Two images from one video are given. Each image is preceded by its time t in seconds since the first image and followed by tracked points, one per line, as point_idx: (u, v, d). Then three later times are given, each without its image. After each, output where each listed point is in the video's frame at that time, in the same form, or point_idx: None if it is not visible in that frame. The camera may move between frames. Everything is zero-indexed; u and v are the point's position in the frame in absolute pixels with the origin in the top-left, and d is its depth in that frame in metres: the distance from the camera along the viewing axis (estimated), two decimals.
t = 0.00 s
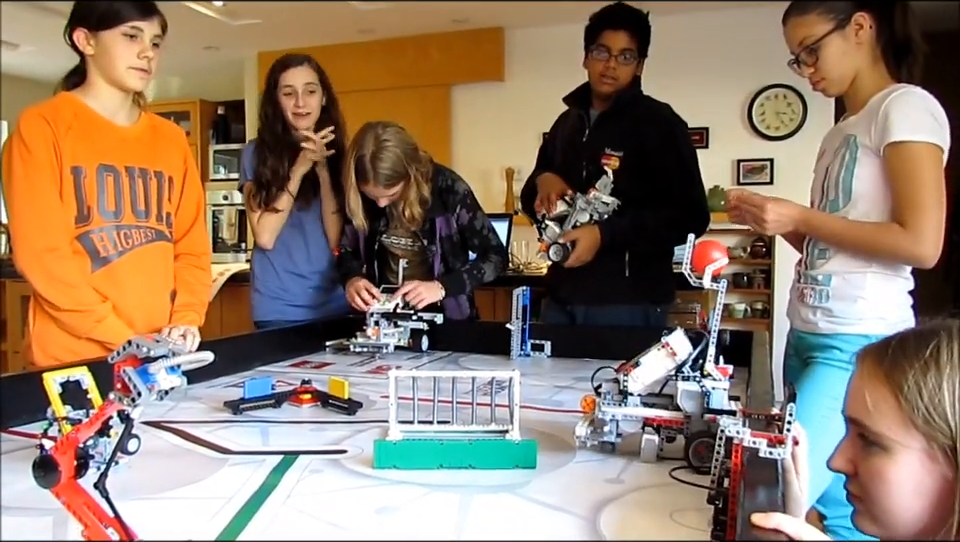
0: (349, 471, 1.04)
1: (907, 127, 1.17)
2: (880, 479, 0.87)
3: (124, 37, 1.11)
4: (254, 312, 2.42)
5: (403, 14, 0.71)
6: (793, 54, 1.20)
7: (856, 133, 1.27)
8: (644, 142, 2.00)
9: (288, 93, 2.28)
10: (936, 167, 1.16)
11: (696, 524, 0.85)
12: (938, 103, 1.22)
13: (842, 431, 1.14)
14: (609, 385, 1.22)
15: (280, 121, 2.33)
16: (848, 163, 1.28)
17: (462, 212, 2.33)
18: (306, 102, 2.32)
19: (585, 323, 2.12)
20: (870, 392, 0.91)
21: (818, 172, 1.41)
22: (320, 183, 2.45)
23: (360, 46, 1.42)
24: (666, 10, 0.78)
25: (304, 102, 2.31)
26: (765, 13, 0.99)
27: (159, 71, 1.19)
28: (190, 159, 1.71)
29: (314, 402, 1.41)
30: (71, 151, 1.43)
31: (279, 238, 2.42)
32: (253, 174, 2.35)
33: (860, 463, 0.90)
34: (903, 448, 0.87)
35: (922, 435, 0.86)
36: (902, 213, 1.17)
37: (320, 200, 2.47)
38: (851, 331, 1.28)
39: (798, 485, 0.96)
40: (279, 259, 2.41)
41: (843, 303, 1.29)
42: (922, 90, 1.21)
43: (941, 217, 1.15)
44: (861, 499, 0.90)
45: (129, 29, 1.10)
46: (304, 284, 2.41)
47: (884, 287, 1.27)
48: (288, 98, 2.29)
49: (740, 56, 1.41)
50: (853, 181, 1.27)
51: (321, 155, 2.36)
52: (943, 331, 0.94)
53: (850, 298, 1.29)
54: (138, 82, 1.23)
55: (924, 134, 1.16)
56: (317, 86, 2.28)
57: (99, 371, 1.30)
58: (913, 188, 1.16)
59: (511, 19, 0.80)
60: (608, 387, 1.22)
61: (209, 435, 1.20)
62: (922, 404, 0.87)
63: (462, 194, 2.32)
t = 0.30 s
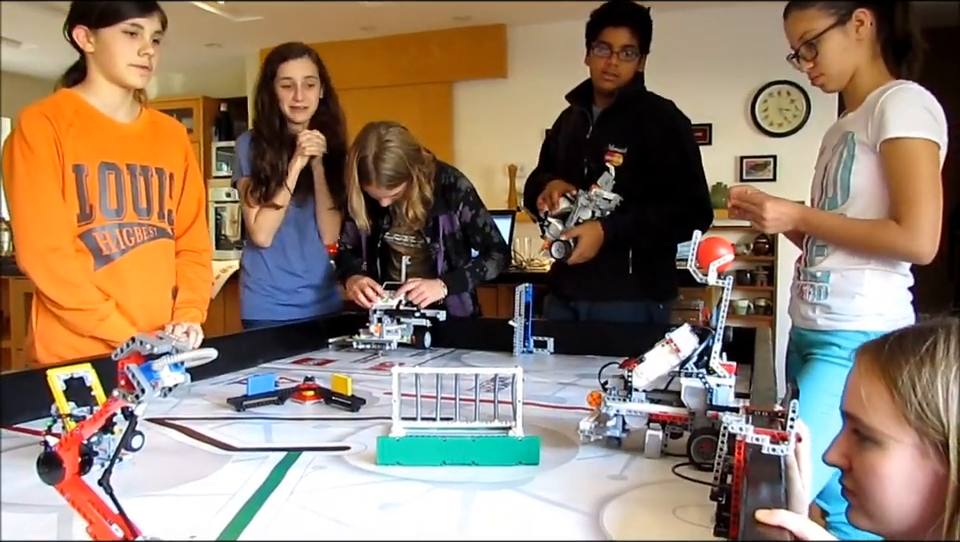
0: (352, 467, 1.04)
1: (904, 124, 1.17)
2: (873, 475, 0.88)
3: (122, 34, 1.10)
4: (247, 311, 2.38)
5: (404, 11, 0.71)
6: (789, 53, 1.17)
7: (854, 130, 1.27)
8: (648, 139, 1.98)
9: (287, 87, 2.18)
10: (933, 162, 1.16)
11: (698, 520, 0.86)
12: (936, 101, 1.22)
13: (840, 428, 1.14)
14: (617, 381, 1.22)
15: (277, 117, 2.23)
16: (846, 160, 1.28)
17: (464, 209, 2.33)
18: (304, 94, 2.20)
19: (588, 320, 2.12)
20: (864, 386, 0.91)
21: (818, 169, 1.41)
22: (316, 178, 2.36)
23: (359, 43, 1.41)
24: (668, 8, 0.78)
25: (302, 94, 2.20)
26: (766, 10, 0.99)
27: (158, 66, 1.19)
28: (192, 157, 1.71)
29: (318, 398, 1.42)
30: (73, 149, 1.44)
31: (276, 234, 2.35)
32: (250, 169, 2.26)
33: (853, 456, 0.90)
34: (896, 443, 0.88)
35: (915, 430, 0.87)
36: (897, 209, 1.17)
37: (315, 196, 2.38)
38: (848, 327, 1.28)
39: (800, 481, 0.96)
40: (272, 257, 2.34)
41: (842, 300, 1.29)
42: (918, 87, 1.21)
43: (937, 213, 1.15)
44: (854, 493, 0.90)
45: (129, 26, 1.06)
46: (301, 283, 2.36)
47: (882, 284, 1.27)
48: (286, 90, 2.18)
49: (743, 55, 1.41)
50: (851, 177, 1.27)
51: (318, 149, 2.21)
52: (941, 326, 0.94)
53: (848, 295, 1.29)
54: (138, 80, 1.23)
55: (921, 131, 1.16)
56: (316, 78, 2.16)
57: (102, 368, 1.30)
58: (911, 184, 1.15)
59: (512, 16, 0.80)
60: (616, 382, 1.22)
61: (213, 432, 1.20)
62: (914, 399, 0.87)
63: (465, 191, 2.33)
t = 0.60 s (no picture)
0: (356, 463, 1.04)
1: (901, 117, 1.16)
2: (873, 469, 0.88)
3: (122, 31, 1.10)
4: (224, 306, 2.11)
5: (405, 6, 0.70)
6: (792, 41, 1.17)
7: (852, 125, 1.27)
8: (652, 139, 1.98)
9: (270, 75, 1.99)
10: (931, 156, 1.15)
11: (703, 516, 0.85)
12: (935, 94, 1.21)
13: (842, 423, 1.16)
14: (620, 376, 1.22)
15: (257, 104, 2.03)
16: (845, 156, 1.28)
17: (467, 206, 2.33)
18: (289, 84, 2.01)
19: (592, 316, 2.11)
20: (865, 380, 0.91)
21: (818, 164, 1.40)
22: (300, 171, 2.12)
23: (358, 40, 1.41)
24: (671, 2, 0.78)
25: (286, 83, 2.01)
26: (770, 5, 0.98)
27: (157, 64, 1.19)
28: (192, 152, 1.70)
29: (321, 394, 1.41)
30: (73, 146, 1.43)
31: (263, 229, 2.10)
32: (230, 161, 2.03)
33: (853, 452, 0.90)
34: (895, 437, 0.88)
35: (914, 425, 0.87)
36: (896, 203, 1.17)
37: (300, 186, 2.14)
38: (848, 323, 1.28)
39: (804, 478, 0.95)
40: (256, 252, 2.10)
41: (842, 295, 1.29)
42: (917, 80, 1.20)
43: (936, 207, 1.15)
44: (852, 487, 0.90)
45: (128, 23, 1.08)
46: (286, 281, 2.14)
47: (879, 279, 1.27)
48: (269, 79, 2.00)
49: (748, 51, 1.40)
50: (850, 172, 1.27)
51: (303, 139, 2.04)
52: (943, 322, 0.94)
53: (847, 290, 1.28)
54: (138, 77, 1.22)
55: (917, 124, 1.15)
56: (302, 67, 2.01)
57: (107, 364, 1.31)
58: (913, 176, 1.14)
59: (515, 11, 0.79)
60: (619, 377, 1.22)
61: (217, 428, 1.20)
62: (915, 393, 0.88)
63: (467, 189, 2.33)
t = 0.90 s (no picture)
0: (358, 459, 1.04)
1: (903, 117, 1.17)
2: (874, 467, 0.88)
3: (122, 29, 1.10)
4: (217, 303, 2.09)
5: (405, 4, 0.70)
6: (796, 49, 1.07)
7: (853, 122, 1.27)
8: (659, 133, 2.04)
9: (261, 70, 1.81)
10: (933, 156, 1.15)
11: (704, 513, 0.86)
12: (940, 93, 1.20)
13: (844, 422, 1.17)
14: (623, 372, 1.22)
15: (246, 102, 1.93)
16: (846, 153, 1.28)
17: (469, 204, 2.37)
18: (281, 82, 1.90)
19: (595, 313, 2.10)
20: (868, 378, 0.92)
21: (819, 162, 1.40)
22: (291, 164, 2.12)
23: (360, 37, 1.41)
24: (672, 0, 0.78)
25: (279, 81, 1.90)
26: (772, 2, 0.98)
27: (160, 60, 1.20)
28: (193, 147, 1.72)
29: (324, 391, 1.42)
30: (75, 140, 1.42)
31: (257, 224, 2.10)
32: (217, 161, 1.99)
33: (855, 450, 0.91)
34: (898, 436, 0.87)
35: (916, 424, 0.87)
36: (898, 202, 1.17)
37: (293, 182, 2.15)
38: (849, 321, 1.28)
39: (806, 475, 0.95)
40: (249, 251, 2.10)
41: (842, 293, 1.29)
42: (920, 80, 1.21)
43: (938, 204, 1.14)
44: (854, 486, 0.91)
45: (129, 20, 1.07)
46: (279, 278, 2.15)
47: (881, 277, 1.27)
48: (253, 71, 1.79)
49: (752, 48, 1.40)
50: (851, 170, 1.27)
51: (292, 130, 2.05)
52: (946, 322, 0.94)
53: (848, 288, 1.28)
54: (138, 73, 1.22)
55: (922, 123, 1.16)
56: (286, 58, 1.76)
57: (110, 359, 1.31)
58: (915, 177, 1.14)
59: (517, 9, 0.79)
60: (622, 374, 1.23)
61: (220, 423, 1.20)
62: (917, 393, 0.87)
63: (470, 187, 2.37)
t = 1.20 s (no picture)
0: (360, 456, 1.04)
1: (909, 114, 1.16)
2: (878, 465, 0.87)
3: (122, 26, 1.10)
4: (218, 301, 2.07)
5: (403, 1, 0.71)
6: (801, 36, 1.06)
7: (859, 119, 1.26)
8: (660, 126, 2.08)
9: (266, 70, 1.80)
10: (940, 153, 1.15)
11: (707, 510, 0.86)
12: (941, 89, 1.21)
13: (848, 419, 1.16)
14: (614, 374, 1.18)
15: (248, 100, 1.90)
16: (852, 150, 1.28)
17: (474, 201, 2.38)
18: (283, 82, 1.86)
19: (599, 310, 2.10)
20: (871, 375, 0.91)
21: (823, 159, 1.40)
22: (291, 161, 2.12)
23: (363, 33, 1.41)
24: None
25: (280, 80, 1.86)
26: None
27: (162, 58, 1.20)
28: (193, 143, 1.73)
29: (326, 388, 1.42)
30: (75, 138, 1.42)
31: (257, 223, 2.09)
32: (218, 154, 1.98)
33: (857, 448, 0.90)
34: (901, 434, 0.87)
35: (920, 422, 0.87)
36: (905, 198, 1.16)
37: (293, 178, 2.16)
38: (853, 317, 1.27)
39: (809, 472, 0.95)
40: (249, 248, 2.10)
41: (847, 290, 1.28)
42: (925, 76, 1.20)
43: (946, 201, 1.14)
44: (857, 484, 0.91)
45: (130, 18, 1.08)
46: (279, 275, 2.16)
47: (887, 273, 1.26)
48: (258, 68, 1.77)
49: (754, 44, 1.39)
50: (857, 167, 1.26)
51: (290, 124, 2.05)
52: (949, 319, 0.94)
53: (853, 285, 1.28)
54: (139, 71, 1.22)
55: (929, 119, 1.15)
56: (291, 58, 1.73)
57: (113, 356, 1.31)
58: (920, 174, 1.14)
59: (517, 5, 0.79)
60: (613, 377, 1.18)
61: (222, 420, 1.20)
62: (921, 389, 0.87)
63: (473, 183, 2.37)
